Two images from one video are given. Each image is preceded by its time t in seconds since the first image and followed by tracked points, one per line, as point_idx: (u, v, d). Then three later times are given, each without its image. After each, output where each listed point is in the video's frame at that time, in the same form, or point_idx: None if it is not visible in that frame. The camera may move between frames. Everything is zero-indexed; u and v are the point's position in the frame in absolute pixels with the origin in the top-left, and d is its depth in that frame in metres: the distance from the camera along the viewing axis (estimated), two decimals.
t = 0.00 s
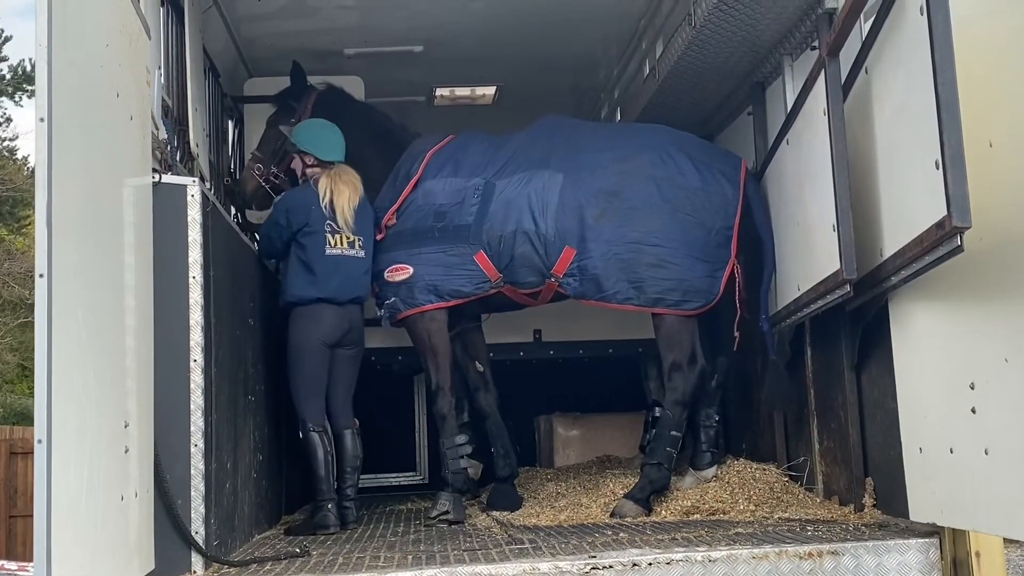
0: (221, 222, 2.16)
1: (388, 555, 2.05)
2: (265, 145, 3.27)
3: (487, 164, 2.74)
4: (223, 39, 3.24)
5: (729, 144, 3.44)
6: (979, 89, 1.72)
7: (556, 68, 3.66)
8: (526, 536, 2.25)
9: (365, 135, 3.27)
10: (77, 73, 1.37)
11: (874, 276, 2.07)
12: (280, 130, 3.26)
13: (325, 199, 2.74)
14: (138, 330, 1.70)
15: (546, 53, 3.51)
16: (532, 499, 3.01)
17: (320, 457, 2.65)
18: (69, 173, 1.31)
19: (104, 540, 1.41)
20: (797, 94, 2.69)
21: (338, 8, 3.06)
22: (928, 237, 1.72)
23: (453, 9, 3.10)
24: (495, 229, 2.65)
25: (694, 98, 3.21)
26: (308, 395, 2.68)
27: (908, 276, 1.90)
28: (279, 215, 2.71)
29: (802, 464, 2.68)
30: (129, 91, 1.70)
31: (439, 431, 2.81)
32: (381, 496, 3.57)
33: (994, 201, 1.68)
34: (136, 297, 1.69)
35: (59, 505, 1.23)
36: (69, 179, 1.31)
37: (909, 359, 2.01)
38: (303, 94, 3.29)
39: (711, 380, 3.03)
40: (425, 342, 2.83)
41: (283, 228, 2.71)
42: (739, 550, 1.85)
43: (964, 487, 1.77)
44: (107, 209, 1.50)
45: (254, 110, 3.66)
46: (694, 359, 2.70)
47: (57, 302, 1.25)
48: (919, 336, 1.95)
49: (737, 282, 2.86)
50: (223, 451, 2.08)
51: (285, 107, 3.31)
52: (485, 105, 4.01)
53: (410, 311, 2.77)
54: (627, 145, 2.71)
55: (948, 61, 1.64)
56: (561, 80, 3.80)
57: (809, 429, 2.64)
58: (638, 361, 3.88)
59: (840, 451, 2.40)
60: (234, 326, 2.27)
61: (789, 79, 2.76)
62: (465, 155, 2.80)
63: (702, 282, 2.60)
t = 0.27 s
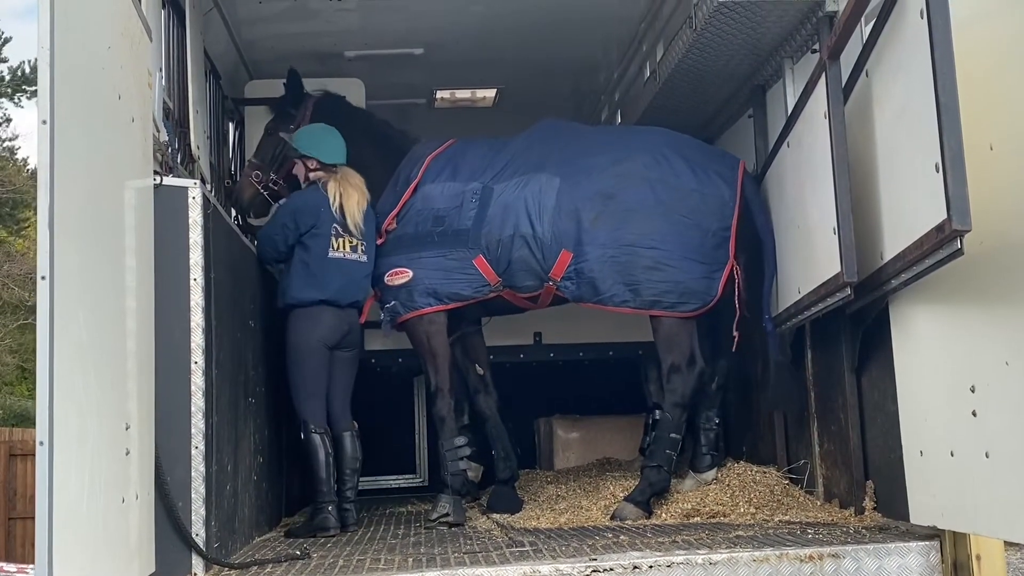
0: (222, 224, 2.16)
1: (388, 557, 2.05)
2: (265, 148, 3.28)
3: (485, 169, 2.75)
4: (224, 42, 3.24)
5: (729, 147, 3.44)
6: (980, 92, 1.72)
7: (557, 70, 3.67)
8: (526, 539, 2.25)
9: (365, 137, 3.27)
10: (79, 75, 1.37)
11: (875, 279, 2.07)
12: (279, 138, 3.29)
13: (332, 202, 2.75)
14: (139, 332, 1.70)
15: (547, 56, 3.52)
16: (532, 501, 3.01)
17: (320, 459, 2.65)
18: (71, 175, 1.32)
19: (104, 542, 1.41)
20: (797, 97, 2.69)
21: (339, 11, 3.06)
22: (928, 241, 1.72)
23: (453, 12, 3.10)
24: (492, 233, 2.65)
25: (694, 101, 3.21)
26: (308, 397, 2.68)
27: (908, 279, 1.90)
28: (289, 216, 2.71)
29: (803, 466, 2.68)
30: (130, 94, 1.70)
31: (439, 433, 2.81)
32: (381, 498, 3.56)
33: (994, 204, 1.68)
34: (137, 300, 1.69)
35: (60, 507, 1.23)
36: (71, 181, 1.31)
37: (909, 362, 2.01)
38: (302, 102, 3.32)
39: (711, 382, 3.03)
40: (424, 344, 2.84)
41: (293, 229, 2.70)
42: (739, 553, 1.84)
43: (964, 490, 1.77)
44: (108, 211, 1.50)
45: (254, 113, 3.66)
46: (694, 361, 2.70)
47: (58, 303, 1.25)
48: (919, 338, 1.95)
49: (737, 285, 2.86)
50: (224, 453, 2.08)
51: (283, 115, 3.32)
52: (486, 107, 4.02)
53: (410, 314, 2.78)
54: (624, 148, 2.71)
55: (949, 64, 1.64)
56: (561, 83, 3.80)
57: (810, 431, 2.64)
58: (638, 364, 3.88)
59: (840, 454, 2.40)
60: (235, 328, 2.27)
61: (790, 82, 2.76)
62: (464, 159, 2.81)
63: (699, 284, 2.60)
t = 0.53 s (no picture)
0: (222, 226, 2.16)
1: (388, 559, 2.05)
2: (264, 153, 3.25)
3: (484, 171, 2.75)
4: (224, 43, 3.24)
5: (728, 149, 3.44)
6: (980, 94, 1.73)
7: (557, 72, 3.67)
8: (526, 541, 2.24)
9: (365, 139, 3.27)
10: (79, 78, 1.37)
11: (874, 281, 2.07)
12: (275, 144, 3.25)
13: (337, 206, 2.77)
14: (139, 334, 1.70)
15: (547, 58, 3.52)
16: (531, 503, 3.00)
17: (319, 460, 2.65)
18: (71, 177, 1.32)
19: (103, 544, 1.40)
20: (797, 99, 2.69)
21: (339, 13, 3.06)
22: (928, 242, 1.72)
23: (453, 14, 3.10)
24: (491, 236, 2.65)
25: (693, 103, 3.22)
26: (307, 399, 2.68)
27: (908, 281, 1.90)
28: (294, 218, 2.70)
29: (802, 469, 2.68)
30: (130, 96, 1.70)
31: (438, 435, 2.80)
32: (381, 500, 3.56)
33: (994, 206, 1.68)
34: (137, 302, 1.69)
35: (59, 508, 1.23)
36: (70, 183, 1.31)
37: (909, 364, 2.01)
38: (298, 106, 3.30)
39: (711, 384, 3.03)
40: (423, 346, 2.84)
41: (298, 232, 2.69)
42: (739, 555, 1.84)
43: (964, 492, 1.77)
44: (108, 213, 1.50)
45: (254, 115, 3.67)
46: (693, 363, 2.70)
47: (57, 305, 1.25)
48: (919, 340, 1.95)
49: (736, 287, 2.86)
50: (223, 454, 2.08)
51: (278, 121, 3.28)
52: (485, 109, 4.02)
53: (409, 316, 2.78)
54: (622, 150, 2.71)
55: (948, 67, 1.64)
56: (561, 85, 3.80)
57: (809, 434, 2.64)
58: (638, 366, 3.88)
59: (840, 456, 2.40)
60: (234, 330, 2.27)
61: (789, 85, 2.76)
62: (463, 162, 2.81)
63: (697, 286, 2.60)
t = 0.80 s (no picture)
0: (222, 227, 2.16)
1: (388, 561, 2.05)
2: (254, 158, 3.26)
3: (484, 174, 2.75)
4: (224, 46, 3.24)
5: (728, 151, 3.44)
6: (980, 96, 1.73)
7: (557, 75, 3.67)
8: (526, 543, 2.24)
9: (365, 142, 3.27)
10: (78, 81, 1.38)
11: (874, 283, 2.06)
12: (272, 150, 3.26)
13: (338, 208, 2.78)
14: (138, 336, 1.70)
15: (546, 60, 3.52)
16: (531, 506, 3.00)
17: (319, 463, 2.65)
18: (71, 179, 1.32)
19: (103, 546, 1.40)
20: (797, 101, 2.70)
21: (339, 15, 3.06)
22: (927, 244, 1.72)
23: (453, 16, 3.10)
24: (491, 239, 2.65)
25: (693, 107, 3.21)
26: (307, 400, 2.68)
27: (907, 283, 1.90)
28: (292, 212, 2.70)
29: (802, 471, 2.67)
30: (130, 98, 1.70)
31: (437, 437, 2.80)
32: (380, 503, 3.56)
33: (994, 208, 1.68)
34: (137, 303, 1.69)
35: (59, 510, 1.23)
36: (70, 185, 1.32)
37: (909, 366, 2.01)
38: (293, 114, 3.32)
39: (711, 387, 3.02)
40: (423, 348, 2.84)
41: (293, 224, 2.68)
42: (739, 558, 1.84)
43: (965, 496, 1.77)
44: (108, 215, 1.50)
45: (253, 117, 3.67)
46: (692, 366, 2.70)
47: (58, 307, 1.25)
48: (918, 343, 1.95)
49: (736, 290, 2.86)
50: (223, 457, 2.08)
51: (273, 129, 3.32)
52: (485, 112, 4.02)
53: (408, 319, 2.78)
54: (622, 154, 2.72)
55: (948, 69, 1.65)
56: (561, 87, 3.81)
57: (809, 436, 2.64)
58: (638, 368, 3.88)
59: (840, 459, 2.40)
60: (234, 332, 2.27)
61: (789, 88, 2.76)
62: (463, 164, 2.81)
63: (696, 289, 2.60)
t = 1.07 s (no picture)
0: (222, 229, 2.16)
1: (389, 564, 2.05)
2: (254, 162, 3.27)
3: (484, 177, 2.75)
4: (224, 48, 3.25)
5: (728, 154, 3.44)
6: (980, 99, 1.73)
7: (557, 77, 3.67)
8: (526, 545, 2.24)
9: (365, 144, 3.27)
10: (78, 82, 1.38)
11: (874, 285, 2.06)
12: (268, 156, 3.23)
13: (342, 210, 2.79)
14: (138, 338, 1.70)
15: (547, 62, 3.52)
16: (531, 508, 3.00)
17: (319, 465, 2.65)
18: (71, 181, 1.32)
19: (103, 547, 1.40)
20: (796, 104, 2.70)
21: (339, 17, 3.07)
22: (927, 247, 1.72)
23: (453, 18, 3.10)
24: (491, 242, 2.65)
25: (693, 110, 3.22)
26: (307, 402, 2.68)
27: (907, 285, 1.90)
28: (295, 205, 2.72)
29: (802, 473, 2.67)
30: (130, 100, 1.70)
31: (437, 439, 2.80)
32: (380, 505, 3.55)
33: (994, 211, 1.68)
34: (137, 305, 1.69)
35: (59, 511, 1.23)
36: (71, 187, 1.32)
37: (909, 368, 2.01)
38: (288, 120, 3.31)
39: (711, 389, 3.02)
40: (422, 350, 2.84)
41: (292, 216, 2.70)
42: (739, 560, 1.84)
43: (965, 498, 1.77)
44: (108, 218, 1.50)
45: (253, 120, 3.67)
46: (692, 368, 2.70)
47: (58, 309, 1.25)
48: (918, 345, 1.96)
49: (735, 293, 2.86)
50: (223, 459, 2.08)
51: (268, 135, 3.30)
52: (485, 114, 4.02)
53: (408, 322, 2.78)
54: (622, 157, 2.72)
55: (948, 72, 1.65)
56: (561, 90, 3.81)
57: (809, 439, 2.63)
58: (638, 370, 3.88)
59: (840, 461, 2.40)
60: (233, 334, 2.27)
61: (789, 90, 2.76)
62: (462, 167, 2.81)
63: (697, 292, 2.60)
